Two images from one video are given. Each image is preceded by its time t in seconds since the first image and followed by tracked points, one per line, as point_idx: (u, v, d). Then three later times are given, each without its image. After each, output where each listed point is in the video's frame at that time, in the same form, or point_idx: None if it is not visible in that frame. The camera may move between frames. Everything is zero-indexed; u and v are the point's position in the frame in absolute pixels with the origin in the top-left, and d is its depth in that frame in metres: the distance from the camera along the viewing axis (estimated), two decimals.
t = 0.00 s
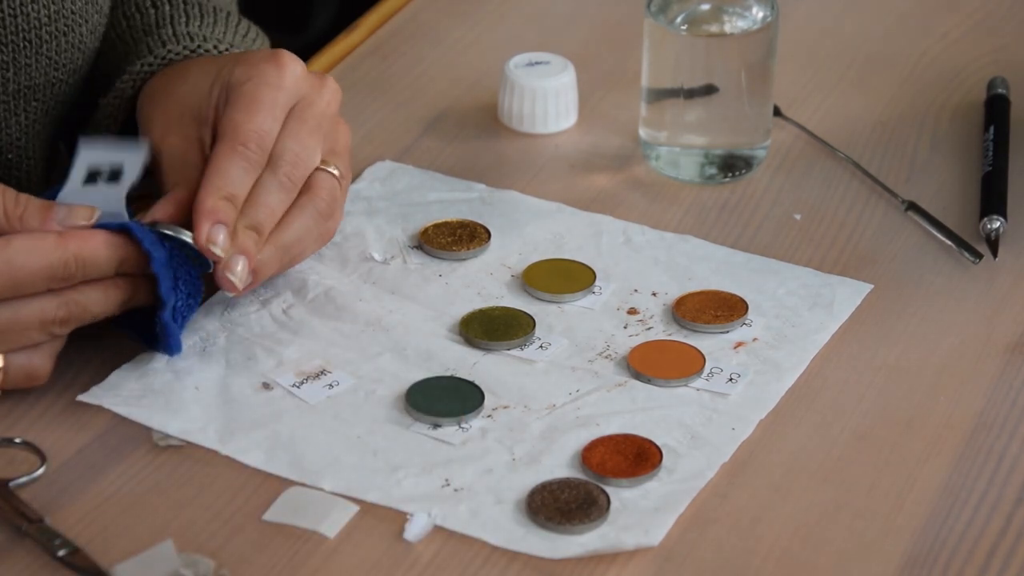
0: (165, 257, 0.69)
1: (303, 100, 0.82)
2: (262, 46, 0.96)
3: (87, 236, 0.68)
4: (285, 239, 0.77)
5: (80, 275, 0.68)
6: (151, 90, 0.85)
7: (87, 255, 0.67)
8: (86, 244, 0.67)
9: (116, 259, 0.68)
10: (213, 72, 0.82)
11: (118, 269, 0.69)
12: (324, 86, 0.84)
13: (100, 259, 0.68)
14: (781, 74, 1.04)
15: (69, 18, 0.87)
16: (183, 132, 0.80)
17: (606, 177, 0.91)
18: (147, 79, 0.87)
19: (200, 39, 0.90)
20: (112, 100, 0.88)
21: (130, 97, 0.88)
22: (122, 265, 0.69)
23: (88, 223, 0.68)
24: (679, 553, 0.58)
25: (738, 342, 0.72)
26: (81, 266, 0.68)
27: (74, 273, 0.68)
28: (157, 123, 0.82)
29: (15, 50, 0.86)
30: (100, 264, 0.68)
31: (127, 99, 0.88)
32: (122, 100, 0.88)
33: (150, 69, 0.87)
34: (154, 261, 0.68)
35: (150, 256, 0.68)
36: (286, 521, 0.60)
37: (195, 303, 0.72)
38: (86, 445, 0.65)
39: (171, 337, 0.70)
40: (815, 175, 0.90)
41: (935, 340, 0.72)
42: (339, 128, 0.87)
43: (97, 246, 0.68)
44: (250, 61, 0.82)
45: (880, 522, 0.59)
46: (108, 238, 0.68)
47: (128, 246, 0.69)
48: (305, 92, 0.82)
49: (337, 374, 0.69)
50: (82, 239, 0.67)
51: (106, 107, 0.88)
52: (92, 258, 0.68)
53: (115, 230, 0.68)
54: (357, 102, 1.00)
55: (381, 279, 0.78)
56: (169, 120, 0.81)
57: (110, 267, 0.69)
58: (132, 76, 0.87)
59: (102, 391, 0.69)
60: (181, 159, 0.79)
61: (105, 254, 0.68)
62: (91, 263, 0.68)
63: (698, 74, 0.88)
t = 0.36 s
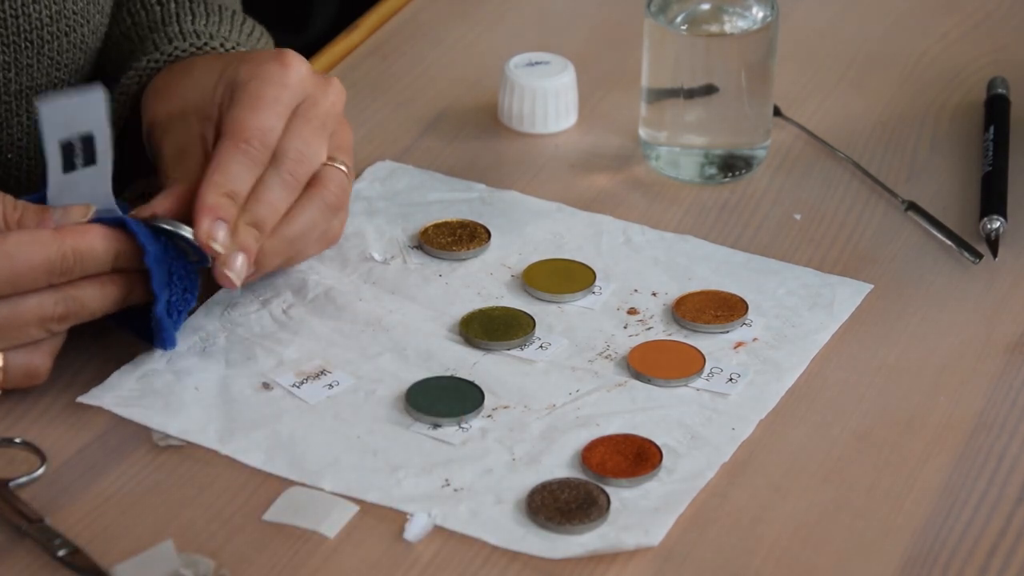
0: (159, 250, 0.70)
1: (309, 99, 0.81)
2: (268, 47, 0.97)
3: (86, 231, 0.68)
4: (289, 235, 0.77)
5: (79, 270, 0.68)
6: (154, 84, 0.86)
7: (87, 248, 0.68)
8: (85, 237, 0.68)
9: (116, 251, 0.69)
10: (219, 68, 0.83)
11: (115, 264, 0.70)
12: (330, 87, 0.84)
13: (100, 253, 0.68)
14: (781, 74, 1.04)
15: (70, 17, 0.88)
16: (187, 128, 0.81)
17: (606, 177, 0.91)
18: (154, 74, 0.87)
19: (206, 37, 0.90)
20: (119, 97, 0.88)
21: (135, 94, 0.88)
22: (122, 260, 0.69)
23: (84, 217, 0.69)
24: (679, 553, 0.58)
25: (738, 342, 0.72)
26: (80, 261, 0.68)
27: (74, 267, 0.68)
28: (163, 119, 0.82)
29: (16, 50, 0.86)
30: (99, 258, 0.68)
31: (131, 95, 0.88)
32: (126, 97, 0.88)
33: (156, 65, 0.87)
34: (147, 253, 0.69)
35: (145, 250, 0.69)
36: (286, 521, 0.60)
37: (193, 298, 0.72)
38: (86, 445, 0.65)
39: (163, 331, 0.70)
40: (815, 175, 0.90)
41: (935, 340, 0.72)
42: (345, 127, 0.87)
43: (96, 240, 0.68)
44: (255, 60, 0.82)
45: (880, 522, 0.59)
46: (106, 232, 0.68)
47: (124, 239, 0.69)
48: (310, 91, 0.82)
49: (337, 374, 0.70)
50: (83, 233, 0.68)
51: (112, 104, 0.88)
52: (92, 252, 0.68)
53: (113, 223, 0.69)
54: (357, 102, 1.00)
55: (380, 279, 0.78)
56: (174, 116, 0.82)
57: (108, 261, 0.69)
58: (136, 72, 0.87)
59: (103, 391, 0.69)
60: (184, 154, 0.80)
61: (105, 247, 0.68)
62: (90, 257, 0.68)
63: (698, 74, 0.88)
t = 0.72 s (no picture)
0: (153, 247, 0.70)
1: (302, 94, 0.80)
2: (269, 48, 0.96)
3: (77, 229, 0.68)
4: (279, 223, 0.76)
5: (73, 269, 0.68)
6: (148, 84, 0.85)
7: (79, 248, 0.68)
8: (78, 237, 0.68)
9: (108, 248, 0.69)
10: (211, 65, 0.82)
11: (109, 261, 0.70)
12: (325, 83, 0.82)
13: (93, 252, 0.68)
14: (781, 74, 1.04)
15: (65, 13, 0.88)
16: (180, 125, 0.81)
17: (606, 177, 0.91)
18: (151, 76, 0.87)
19: (203, 39, 0.90)
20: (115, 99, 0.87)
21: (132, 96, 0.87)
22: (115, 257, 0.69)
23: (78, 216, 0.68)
24: (679, 553, 0.58)
25: (738, 342, 0.72)
26: (72, 261, 0.68)
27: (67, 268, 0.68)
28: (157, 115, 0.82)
29: (11, 45, 0.87)
30: (92, 257, 0.68)
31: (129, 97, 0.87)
32: (123, 99, 0.87)
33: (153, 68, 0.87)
34: (141, 251, 0.69)
35: (138, 246, 0.69)
36: (287, 521, 0.60)
37: (190, 291, 0.73)
38: (87, 445, 0.65)
39: (161, 326, 0.71)
40: (815, 175, 0.90)
41: (935, 340, 0.72)
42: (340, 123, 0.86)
43: (89, 239, 0.68)
44: (248, 55, 0.81)
45: (880, 522, 0.59)
46: (99, 230, 0.68)
47: (117, 237, 0.69)
48: (304, 86, 0.80)
49: (337, 374, 0.69)
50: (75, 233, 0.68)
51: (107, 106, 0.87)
52: (84, 252, 0.68)
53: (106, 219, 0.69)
54: (357, 102, 1.00)
55: (381, 279, 0.78)
56: (168, 112, 0.82)
57: (101, 259, 0.69)
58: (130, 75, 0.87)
59: (102, 390, 0.69)
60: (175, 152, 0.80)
61: (99, 245, 0.68)
62: (83, 258, 0.68)
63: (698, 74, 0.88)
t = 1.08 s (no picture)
0: (162, 249, 0.69)
1: (301, 93, 0.79)
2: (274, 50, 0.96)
3: (83, 233, 0.67)
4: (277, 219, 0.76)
5: (81, 271, 0.68)
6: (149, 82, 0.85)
7: (84, 251, 0.67)
8: (83, 240, 0.67)
9: (114, 250, 0.68)
10: (211, 63, 0.81)
11: (116, 263, 0.69)
12: (322, 82, 0.81)
13: (98, 254, 0.67)
14: (781, 74, 1.04)
15: (74, 7, 0.88)
16: (179, 122, 0.80)
17: (606, 177, 0.91)
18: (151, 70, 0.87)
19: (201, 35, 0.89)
20: (116, 94, 0.87)
21: (131, 90, 0.87)
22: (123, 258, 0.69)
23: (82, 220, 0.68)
24: (679, 553, 0.58)
25: (738, 342, 0.72)
26: (79, 263, 0.67)
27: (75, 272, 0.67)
28: (156, 111, 0.82)
29: (20, 39, 0.87)
30: (99, 259, 0.68)
31: (129, 91, 0.87)
32: (124, 93, 0.87)
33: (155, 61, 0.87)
34: (149, 255, 0.68)
35: (146, 248, 0.68)
36: (287, 521, 0.60)
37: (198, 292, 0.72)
38: (87, 445, 0.65)
39: (172, 329, 0.70)
40: (815, 176, 0.90)
41: (935, 340, 0.72)
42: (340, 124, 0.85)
43: (95, 241, 0.67)
44: (247, 53, 0.80)
45: (880, 522, 0.59)
46: (107, 233, 0.68)
47: (124, 239, 0.68)
48: (303, 84, 0.79)
49: (337, 374, 0.69)
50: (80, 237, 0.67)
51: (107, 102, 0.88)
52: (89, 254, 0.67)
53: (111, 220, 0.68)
54: (357, 102, 1.00)
55: (381, 279, 0.78)
56: (168, 106, 0.81)
57: (110, 261, 0.68)
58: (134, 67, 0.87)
59: (103, 391, 0.69)
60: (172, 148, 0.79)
61: (105, 247, 0.67)
62: (90, 260, 0.67)
63: (699, 74, 0.88)
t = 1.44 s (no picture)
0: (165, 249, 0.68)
1: (276, 80, 0.78)
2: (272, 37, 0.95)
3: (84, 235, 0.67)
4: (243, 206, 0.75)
5: (82, 272, 0.67)
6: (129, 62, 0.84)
7: (85, 253, 0.66)
8: (83, 242, 0.66)
9: (117, 251, 0.67)
10: (189, 46, 0.80)
11: (119, 266, 0.68)
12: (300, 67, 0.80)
13: (100, 257, 0.67)
14: (781, 74, 1.04)
15: None
16: (155, 105, 0.79)
17: (606, 177, 0.91)
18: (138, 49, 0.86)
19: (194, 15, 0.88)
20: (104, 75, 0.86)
21: (116, 70, 0.86)
22: (125, 261, 0.68)
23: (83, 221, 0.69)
24: (679, 553, 0.58)
25: (738, 342, 0.72)
26: (79, 264, 0.67)
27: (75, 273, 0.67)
28: (133, 95, 0.81)
29: (16, 29, 0.87)
30: (99, 262, 0.67)
31: (115, 71, 0.86)
32: (112, 73, 0.86)
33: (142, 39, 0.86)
34: (154, 253, 0.67)
35: (149, 249, 0.67)
36: (287, 521, 0.60)
37: (203, 293, 0.72)
38: (87, 445, 0.65)
39: (176, 327, 0.69)
40: (815, 176, 0.90)
41: (935, 341, 0.72)
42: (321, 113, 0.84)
43: (96, 243, 0.67)
44: (224, 39, 0.78)
45: (879, 522, 0.59)
46: (108, 235, 0.67)
47: (127, 241, 0.67)
48: (278, 72, 0.78)
49: (337, 374, 0.69)
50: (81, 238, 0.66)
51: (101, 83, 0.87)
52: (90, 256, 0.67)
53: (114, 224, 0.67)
54: (357, 101, 1.00)
55: (380, 279, 0.78)
56: (146, 91, 0.80)
57: (112, 263, 0.68)
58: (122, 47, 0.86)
59: (103, 391, 0.69)
60: (146, 133, 0.78)
61: (106, 249, 0.67)
62: (91, 263, 0.67)
63: (698, 74, 0.88)
